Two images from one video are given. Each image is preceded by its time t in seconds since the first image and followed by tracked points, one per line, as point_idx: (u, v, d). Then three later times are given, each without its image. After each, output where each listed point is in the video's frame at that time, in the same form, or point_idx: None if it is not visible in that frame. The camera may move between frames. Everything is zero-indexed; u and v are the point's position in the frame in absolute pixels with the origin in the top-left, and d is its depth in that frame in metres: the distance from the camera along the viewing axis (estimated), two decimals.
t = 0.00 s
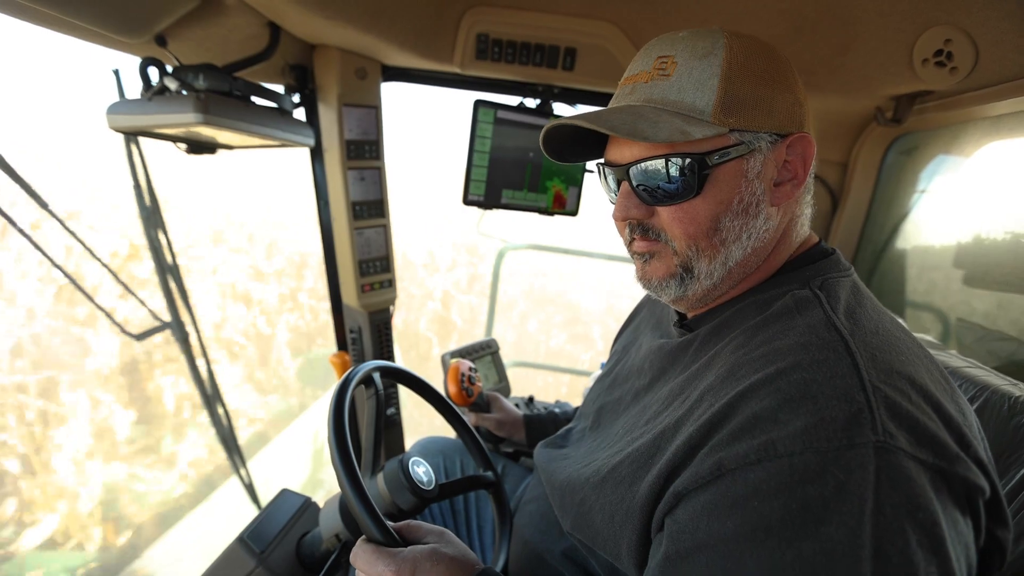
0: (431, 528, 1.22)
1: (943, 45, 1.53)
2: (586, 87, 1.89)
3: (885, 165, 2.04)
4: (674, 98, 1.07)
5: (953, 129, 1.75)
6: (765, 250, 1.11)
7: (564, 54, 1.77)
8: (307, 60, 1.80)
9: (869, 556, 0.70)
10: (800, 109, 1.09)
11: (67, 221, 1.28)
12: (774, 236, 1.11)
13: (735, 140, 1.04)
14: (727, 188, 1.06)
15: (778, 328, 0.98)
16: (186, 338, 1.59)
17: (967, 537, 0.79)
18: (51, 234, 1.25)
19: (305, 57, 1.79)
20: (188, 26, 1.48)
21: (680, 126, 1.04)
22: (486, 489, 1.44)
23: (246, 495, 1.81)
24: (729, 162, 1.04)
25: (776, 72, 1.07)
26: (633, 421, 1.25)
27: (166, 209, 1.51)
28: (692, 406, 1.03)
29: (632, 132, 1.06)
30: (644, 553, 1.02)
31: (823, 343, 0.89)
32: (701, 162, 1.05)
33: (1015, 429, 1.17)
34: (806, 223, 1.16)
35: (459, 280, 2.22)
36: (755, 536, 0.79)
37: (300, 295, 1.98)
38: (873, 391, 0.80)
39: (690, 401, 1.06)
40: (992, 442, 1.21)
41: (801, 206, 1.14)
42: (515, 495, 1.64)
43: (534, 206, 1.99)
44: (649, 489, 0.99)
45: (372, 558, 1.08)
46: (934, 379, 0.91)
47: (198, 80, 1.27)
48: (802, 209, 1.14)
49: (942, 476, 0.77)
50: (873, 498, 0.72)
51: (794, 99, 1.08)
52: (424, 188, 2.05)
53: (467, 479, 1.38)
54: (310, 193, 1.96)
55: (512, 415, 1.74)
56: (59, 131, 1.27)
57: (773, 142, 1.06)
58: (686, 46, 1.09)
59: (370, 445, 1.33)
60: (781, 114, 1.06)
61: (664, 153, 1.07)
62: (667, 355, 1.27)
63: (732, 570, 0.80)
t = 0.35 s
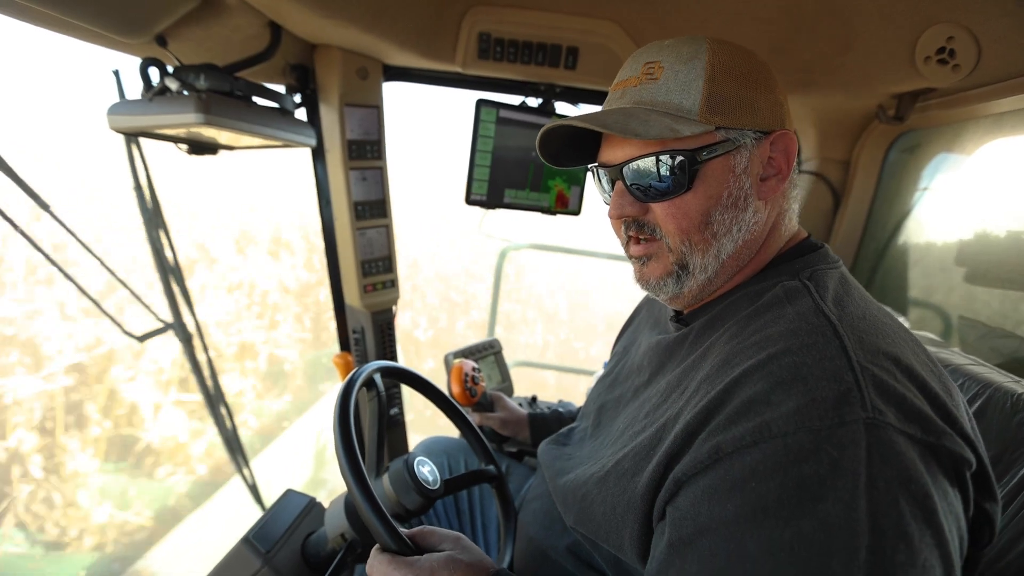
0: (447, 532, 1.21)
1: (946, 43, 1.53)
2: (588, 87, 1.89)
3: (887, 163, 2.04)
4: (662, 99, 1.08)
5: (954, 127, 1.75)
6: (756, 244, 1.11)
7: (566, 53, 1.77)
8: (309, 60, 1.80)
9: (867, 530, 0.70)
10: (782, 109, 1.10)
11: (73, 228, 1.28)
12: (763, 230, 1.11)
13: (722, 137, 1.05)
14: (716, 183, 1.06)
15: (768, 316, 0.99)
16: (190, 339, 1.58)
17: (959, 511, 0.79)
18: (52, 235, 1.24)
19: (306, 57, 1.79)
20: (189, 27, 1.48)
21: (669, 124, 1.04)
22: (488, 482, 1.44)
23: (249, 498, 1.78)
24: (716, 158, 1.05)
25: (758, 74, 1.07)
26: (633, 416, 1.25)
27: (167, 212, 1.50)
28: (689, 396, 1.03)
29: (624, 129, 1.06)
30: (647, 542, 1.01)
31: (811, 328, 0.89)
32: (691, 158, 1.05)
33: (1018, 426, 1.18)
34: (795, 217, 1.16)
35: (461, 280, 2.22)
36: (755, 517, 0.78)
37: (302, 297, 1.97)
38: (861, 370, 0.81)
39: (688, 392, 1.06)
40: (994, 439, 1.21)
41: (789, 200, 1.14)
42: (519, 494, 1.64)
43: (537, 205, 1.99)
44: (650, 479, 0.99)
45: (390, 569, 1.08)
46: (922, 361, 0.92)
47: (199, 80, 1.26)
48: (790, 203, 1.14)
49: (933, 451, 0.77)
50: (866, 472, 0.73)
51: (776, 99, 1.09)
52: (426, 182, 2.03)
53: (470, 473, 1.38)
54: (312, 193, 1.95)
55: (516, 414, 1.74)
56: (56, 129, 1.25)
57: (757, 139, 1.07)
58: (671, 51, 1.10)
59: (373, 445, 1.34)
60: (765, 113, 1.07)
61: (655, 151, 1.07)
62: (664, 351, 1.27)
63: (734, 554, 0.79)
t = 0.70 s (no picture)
0: (450, 537, 1.21)
1: (952, 48, 1.53)
2: (592, 89, 1.89)
3: (892, 168, 2.03)
4: (668, 107, 1.07)
5: (959, 132, 1.74)
6: (762, 253, 1.11)
7: (570, 56, 1.77)
8: (313, 60, 1.81)
9: (872, 552, 0.70)
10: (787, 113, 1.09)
11: (76, 221, 1.29)
12: (769, 238, 1.11)
13: (730, 146, 1.04)
14: (724, 194, 1.05)
15: (772, 327, 0.98)
16: (192, 336, 1.59)
17: (965, 531, 0.80)
18: (56, 230, 1.25)
19: (311, 57, 1.80)
20: (195, 26, 1.49)
21: (676, 135, 1.04)
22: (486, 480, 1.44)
23: (248, 494, 1.81)
24: (724, 168, 1.04)
25: (763, 78, 1.07)
26: (634, 423, 1.25)
27: (172, 209, 1.51)
28: (692, 407, 1.03)
29: (631, 142, 1.05)
30: (647, 554, 1.01)
31: (816, 341, 0.89)
32: (698, 168, 1.04)
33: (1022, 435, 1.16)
34: (799, 223, 1.16)
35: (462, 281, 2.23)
36: (756, 534, 0.79)
37: (304, 296, 1.98)
38: (867, 386, 0.80)
39: (690, 403, 1.05)
40: (997, 447, 1.20)
41: (794, 206, 1.14)
42: (518, 495, 1.64)
43: (539, 207, 1.99)
44: (651, 491, 0.99)
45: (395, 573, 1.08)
46: (929, 375, 0.91)
47: (206, 80, 1.27)
48: (795, 210, 1.14)
49: (939, 469, 0.77)
50: (872, 491, 0.72)
51: (781, 104, 1.09)
52: (427, 191, 2.07)
53: (468, 470, 1.38)
54: (315, 193, 1.96)
55: (516, 415, 1.74)
56: (65, 128, 1.27)
57: (764, 146, 1.06)
58: (675, 55, 1.09)
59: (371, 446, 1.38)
60: (771, 119, 1.06)
61: (663, 162, 1.07)
62: (665, 357, 1.27)
63: (735, 570, 0.79)
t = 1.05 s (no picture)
0: (448, 536, 1.21)
1: (948, 48, 1.54)
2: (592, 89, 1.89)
3: (890, 168, 2.04)
4: (677, 107, 1.08)
5: (956, 133, 1.75)
6: (768, 258, 1.11)
7: (569, 56, 1.77)
8: (312, 59, 1.81)
9: (880, 560, 0.71)
10: (809, 114, 1.07)
11: (74, 222, 1.28)
12: (777, 243, 1.11)
13: (739, 149, 1.04)
14: (729, 198, 1.06)
15: (785, 330, 0.98)
16: (190, 337, 1.58)
17: (976, 541, 0.81)
18: (53, 231, 1.24)
19: (310, 57, 1.79)
20: (195, 25, 1.48)
21: (681, 138, 1.05)
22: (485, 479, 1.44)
23: (247, 496, 1.80)
24: (731, 172, 1.04)
25: (783, 78, 1.05)
26: (639, 423, 1.25)
27: (170, 210, 1.50)
28: (700, 409, 1.03)
29: (630, 146, 1.07)
30: (650, 555, 1.02)
31: (831, 346, 0.89)
32: (703, 172, 1.05)
33: (1019, 431, 1.17)
34: (813, 227, 1.15)
35: (461, 281, 2.23)
36: (764, 540, 0.79)
37: (303, 296, 1.97)
38: (882, 395, 0.80)
39: (699, 405, 1.05)
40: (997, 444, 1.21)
41: (809, 212, 1.13)
42: (518, 495, 1.64)
43: (539, 207, 1.99)
44: (656, 492, 0.99)
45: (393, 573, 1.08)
46: (942, 382, 0.92)
47: (203, 80, 1.26)
48: (810, 215, 1.13)
49: (951, 479, 0.78)
50: (885, 502, 0.73)
51: (801, 104, 1.07)
52: (428, 183, 2.04)
53: (467, 470, 1.37)
54: (315, 193, 1.96)
55: (516, 415, 1.74)
56: (63, 130, 1.26)
57: (779, 150, 1.06)
58: (692, 50, 1.09)
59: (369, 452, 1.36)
60: (789, 121, 1.05)
61: (665, 164, 1.07)
62: (673, 358, 1.27)
63: (741, 574, 0.80)
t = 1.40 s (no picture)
0: (451, 531, 1.20)
1: (953, 44, 1.54)
2: (594, 85, 1.87)
3: (893, 166, 2.03)
4: (667, 101, 1.08)
5: (960, 128, 1.74)
6: (761, 249, 1.11)
7: (571, 52, 1.76)
8: (312, 55, 1.79)
9: (879, 545, 0.72)
10: (803, 111, 1.05)
11: (72, 221, 1.27)
12: (770, 235, 1.10)
13: (728, 142, 1.04)
14: (718, 189, 1.06)
15: (784, 322, 0.98)
16: (191, 336, 1.58)
17: (974, 525, 0.81)
18: (52, 230, 1.23)
19: (309, 53, 1.77)
20: (192, 21, 1.46)
21: (668, 130, 1.05)
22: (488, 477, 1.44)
23: (249, 493, 1.80)
24: (719, 164, 1.04)
25: (779, 74, 1.04)
26: (641, 418, 1.25)
27: (170, 208, 1.50)
28: (701, 402, 1.03)
29: (616, 136, 1.09)
30: (653, 545, 1.02)
31: (828, 336, 0.89)
32: (691, 164, 1.05)
33: (1021, 428, 1.17)
34: (810, 222, 1.13)
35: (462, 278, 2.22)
36: (765, 529, 0.79)
37: (303, 295, 1.96)
38: (879, 382, 0.80)
39: (700, 398, 1.05)
40: (999, 441, 1.21)
41: (804, 205, 1.11)
42: (520, 492, 1.64)
43: (540, 204, 1.98)
44: (659, 484, 0.99)
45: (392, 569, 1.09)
46: (939, 371, 0.92)
47: (201, 75, 1.27)
48: (805, 208, 1.12)
49: (948, 465, 0.78)
50: (882, 486, 0.73)
51: (796, 101, 1.05)
52: (427, 170, 1.99)
53: (468, 469, 1.38)
54: (315, 191, 1.94)
55: (517, 413, 1.74)
56: (58, 127, 1.25)
57: (769, 143, 1.05)
58: (686, 47, 1.09)
59: (373, 447, 1.34)
60: (779, 114, 1.03)
61: (657, 155, 1.08)
62: (674, 353, 1.26)
63: (742, 563, 0.81)
